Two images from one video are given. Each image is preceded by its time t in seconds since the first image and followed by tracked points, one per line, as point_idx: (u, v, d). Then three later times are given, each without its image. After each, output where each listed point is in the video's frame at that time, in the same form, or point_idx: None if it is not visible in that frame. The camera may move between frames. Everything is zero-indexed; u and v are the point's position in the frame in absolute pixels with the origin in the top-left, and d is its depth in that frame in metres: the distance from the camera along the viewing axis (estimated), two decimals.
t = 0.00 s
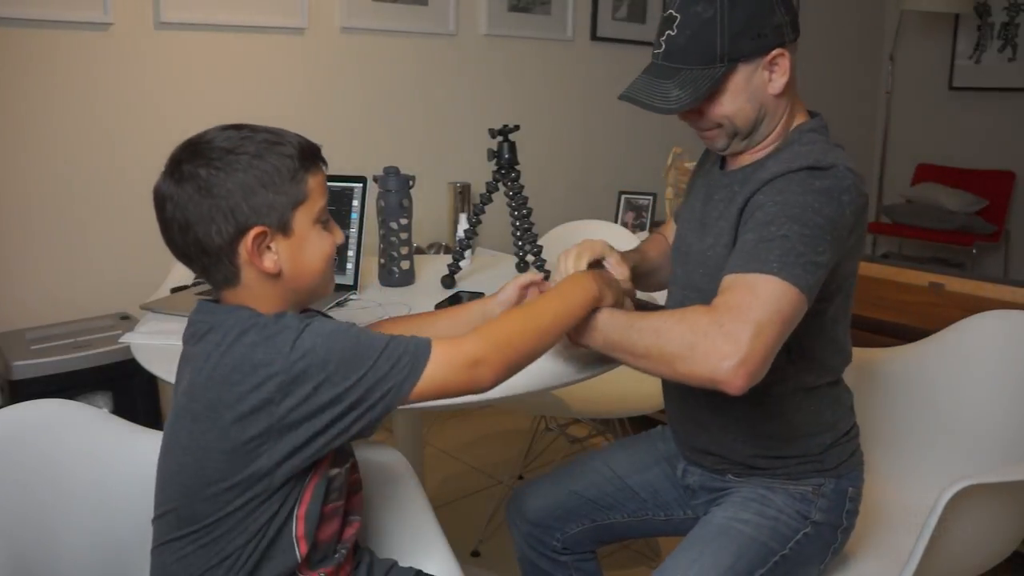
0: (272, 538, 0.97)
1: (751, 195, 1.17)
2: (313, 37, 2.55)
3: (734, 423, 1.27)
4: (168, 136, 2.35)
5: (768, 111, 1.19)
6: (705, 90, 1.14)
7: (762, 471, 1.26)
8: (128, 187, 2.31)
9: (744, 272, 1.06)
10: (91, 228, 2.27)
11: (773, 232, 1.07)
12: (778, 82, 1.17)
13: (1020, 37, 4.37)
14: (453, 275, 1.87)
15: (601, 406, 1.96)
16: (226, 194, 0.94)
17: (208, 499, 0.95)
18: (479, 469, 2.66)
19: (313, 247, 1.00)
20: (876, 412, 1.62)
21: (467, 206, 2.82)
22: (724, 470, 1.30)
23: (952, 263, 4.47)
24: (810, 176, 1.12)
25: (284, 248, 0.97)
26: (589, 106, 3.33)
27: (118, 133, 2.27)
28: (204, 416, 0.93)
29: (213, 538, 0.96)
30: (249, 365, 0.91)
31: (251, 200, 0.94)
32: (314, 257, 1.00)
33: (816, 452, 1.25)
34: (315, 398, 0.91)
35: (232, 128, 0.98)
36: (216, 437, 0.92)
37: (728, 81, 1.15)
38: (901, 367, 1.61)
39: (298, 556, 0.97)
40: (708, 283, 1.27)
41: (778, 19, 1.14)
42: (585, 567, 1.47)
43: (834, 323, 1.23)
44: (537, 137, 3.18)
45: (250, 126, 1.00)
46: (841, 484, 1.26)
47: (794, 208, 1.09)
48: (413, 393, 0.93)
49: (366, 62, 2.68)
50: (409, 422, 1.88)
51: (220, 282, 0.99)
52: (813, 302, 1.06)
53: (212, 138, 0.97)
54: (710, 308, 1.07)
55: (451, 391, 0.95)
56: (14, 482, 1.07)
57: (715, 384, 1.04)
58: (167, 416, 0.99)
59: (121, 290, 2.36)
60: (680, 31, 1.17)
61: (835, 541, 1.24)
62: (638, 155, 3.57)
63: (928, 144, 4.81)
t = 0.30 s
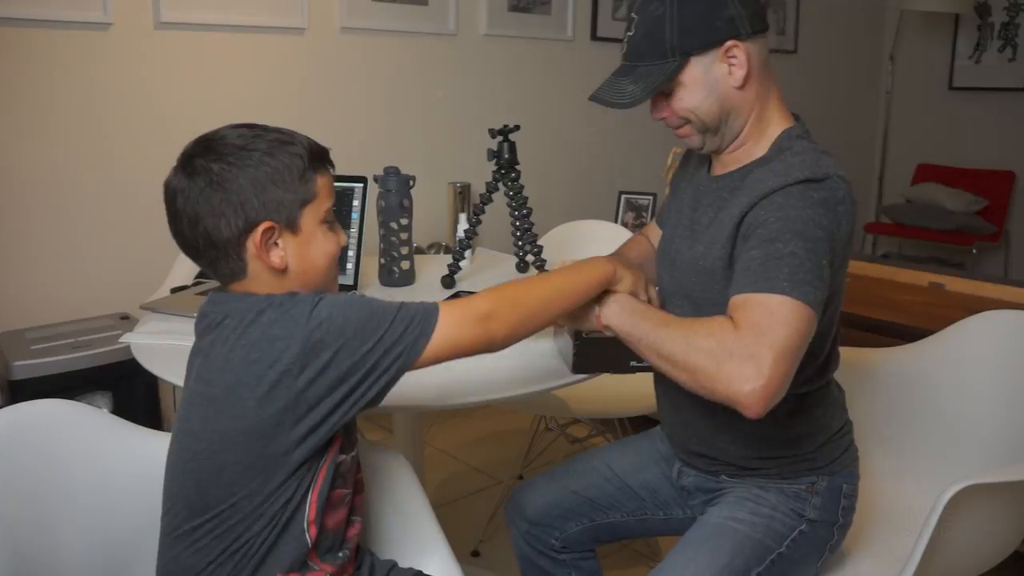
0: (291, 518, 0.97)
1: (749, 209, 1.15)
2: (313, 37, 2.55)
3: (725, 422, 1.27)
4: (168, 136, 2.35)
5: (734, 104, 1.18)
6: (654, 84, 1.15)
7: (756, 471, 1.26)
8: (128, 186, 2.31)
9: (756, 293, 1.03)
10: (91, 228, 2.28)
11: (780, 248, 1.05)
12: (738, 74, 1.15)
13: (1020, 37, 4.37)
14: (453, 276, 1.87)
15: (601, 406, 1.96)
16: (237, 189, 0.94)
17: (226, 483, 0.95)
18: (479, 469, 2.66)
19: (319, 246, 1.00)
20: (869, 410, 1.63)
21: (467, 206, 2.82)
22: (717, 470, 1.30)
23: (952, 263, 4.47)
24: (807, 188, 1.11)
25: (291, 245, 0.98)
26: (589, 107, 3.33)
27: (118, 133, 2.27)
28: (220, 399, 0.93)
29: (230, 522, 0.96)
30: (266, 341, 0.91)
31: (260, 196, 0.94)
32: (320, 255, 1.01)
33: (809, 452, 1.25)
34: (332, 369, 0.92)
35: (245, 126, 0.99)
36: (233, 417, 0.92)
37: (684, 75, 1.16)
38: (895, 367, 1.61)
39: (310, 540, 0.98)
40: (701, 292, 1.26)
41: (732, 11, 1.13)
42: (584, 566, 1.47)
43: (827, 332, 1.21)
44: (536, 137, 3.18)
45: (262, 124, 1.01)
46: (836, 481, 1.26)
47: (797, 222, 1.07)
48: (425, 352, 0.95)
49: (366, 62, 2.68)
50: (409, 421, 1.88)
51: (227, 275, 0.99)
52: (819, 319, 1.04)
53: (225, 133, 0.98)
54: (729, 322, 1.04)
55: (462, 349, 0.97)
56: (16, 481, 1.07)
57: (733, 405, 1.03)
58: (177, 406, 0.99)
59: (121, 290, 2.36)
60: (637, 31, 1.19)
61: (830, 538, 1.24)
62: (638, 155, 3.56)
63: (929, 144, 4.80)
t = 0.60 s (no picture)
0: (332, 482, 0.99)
1: (721, 171, 1.15)
2: (313, 37, 2.55)
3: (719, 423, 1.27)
4: (168, 135, 2.35)
5: (697, 107, 1.17)
6: (612, 106, 1.18)
7: (752, 472, 1.26)
8: (128, 187, 2.31)
9: (721, 237, 1.03)
10: (91, 227, 2.27)
11: (745, 198, 1.05)
12: (690, 77, 1.15)
13: (1020, 37, 4.37)
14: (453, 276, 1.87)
15: (601, 406, 1.96)
16: (264, 169, 0.97)
17: (266, 454, 0.96)
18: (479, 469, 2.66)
19: (337, 230, 1.04)
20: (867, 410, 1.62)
21: (467, 206, 2.82)
22: (714, 472, 1.30)
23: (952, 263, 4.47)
24: (777, 147, 1.12)
25: (311, 227, 1.01)
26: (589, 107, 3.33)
27: (119, 132, 2.27)
28: (255, 369, 0.94)
29: (273, 493, 0.97)
30: (299, 306, 0.93)
31: (286, 177, 0.97)
32: (337, 238, 1.04)
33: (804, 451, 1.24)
34: (366, 326, 0.94)
35: (269, 110, 1.01)
36: (269, 385, 0.94)
37: (638, 90, 1.17)
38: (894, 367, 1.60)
39: (343, 505, 1.00)
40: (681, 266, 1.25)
41: (670, 21, 1.15)
42: (583, 566, 1.47)
43: (810, 312, 1.21)
44: (536, 137, 3.18)
45: (283, 109, 1.03)
46: (832, 482, 1.26)
47: (762, 175, 1.08)
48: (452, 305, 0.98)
49: (366, 62, 2.68)
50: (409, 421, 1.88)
51: (246, 254, 1.01)
52: (789, 264, 1.03)
53: (249, 116, 1.00)
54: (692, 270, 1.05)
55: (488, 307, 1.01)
56: (15, 483, 1.08)
57: (695, 346, 1.02)
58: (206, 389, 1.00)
59: (121, 290, 2.36)
60: (592, 59, 1.23)
61: (829, 539, 1.24)
62: (638, 155, 3.56)
63: (929, 144, 4.80)
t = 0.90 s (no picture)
0: (326, 485, 0.98)
1: (720, 207, 1.13)
2: (313, 37, 2.55)
3: (715, 424, 1.27)
4: (168, 135, 2.35)
5: (679, 119, 1.19)
6: (592, 126, 1.19)
7: (746, 473, 1.26)
8: (127, 187, 2.31)
9: (752, 297, 1.04)
10: (91, 227, 2.27)
11: (759, 247, 1.05)
12: (666, 92, 1.16)
13: (1020, 37, 4.37)
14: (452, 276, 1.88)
15: (601, 406, 1.96)
16: (274, 165, 0.97)
17: (260, 456, 0.95)
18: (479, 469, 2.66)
19: (339, 238, 1.05)
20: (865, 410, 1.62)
21: (467, 206, 2.82)
22: (710, 472, 1.30)
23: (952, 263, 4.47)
24: (774, 175, 1.10)
25: (315, 230, 1.02)
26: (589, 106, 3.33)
27: (118, 132, 2.27)
28: (249, 370, 0.94)
29: (268, 495, 0.97)
30: (292, 307, 0.93)
31: (296, 176, 0.98)
32: (339, 242, 1.05)
33: (799, 452, 1.24)
34: (357, 324, 0.94)
35: (287, 109, 1.02)
36: (263, 387, 0.94)
37: (617, 109, 1.19)
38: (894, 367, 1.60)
39: (340, 510, 1.00)
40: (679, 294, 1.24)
41: (641, 36, 1.16)
42: (582, 565, 1.47)
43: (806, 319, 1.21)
44: (536, 137, 3.18)
45: (301, 111, 1.04)
46: (828, 482, 1.26)
47: (770, 216, 1.06)
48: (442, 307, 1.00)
49: (366, 62, 2.68)
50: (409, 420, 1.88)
51: (246, 245, 1.01)
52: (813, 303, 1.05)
53: (266, 114, 1.01)
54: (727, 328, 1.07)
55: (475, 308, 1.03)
56: (15, 483, 1.08)
57: (752, 408, 1.06)
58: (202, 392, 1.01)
59: (121, 290, 2.36)
60: (566, 82, 1.24)
61: (825, 538, 1.24)
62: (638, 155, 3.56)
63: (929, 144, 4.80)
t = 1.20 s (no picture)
0: (310, 493, 0.98)
1: (752, 230, 1.13)
2: (313, 37, 2.55)
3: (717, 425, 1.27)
4: (168, 136, 2.35)
5: (720, 113, 1.18)
6: (638, 98, 1.16)
7: (749, 474, 1.26)
8: (128, 187, 2.31)
9: (798, 338, 1.06)
10: (91, 227, 2.27)
11: (801, 285, 1.07)
12: (718, 83, 1.15)
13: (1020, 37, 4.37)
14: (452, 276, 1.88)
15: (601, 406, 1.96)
16: (250, 175, 0.98)
17: (242, 461, 0.96)
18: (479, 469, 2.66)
19: (326, 242, 1.05)
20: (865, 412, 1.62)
21: (468, 206, 2.81)
22: (711, 473, 1.30)
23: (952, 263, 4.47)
24: (810, 207, 1.09)
25: (300, 235, 1.02)
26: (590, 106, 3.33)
27: (119, 133, 2.27)
28: (235, 374, 0.95)
29: (248, 502, 0.98)
30: (275, 312, 0.93)
31: (274, 184, 0.98)
32: (328, 246, 1.05)
33: (801, 453, 1.24)
34: (339, 331, 0.93)
35: (265, 118, 1.02)
36: (247, 392, 0.94)
37: (664, 88, 1.16)
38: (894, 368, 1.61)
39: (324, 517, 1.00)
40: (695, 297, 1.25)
41: (705, 20, 1.15)
42: (583, 566, 1.47)
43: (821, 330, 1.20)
44: (536, 137, 3.18)
45: (279, 119, 1.04)
46: (831, 484, 1.25)
47: (810, 251, 1.07)
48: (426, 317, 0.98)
49: (366, 62, 2.68)
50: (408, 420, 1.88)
51: (233, 258, 1.02)
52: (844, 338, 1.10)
53: (243, 124, 1.01)
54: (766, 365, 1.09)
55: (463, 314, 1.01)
56: (15, 483, 1.08)
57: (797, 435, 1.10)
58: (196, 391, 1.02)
59: (121, 290, 2.36)
60: (614, 47, 1.22)
61: (827, 540, 1.23)
62: (638, 154, 3.56)
63: (929, 144, 4.80)
